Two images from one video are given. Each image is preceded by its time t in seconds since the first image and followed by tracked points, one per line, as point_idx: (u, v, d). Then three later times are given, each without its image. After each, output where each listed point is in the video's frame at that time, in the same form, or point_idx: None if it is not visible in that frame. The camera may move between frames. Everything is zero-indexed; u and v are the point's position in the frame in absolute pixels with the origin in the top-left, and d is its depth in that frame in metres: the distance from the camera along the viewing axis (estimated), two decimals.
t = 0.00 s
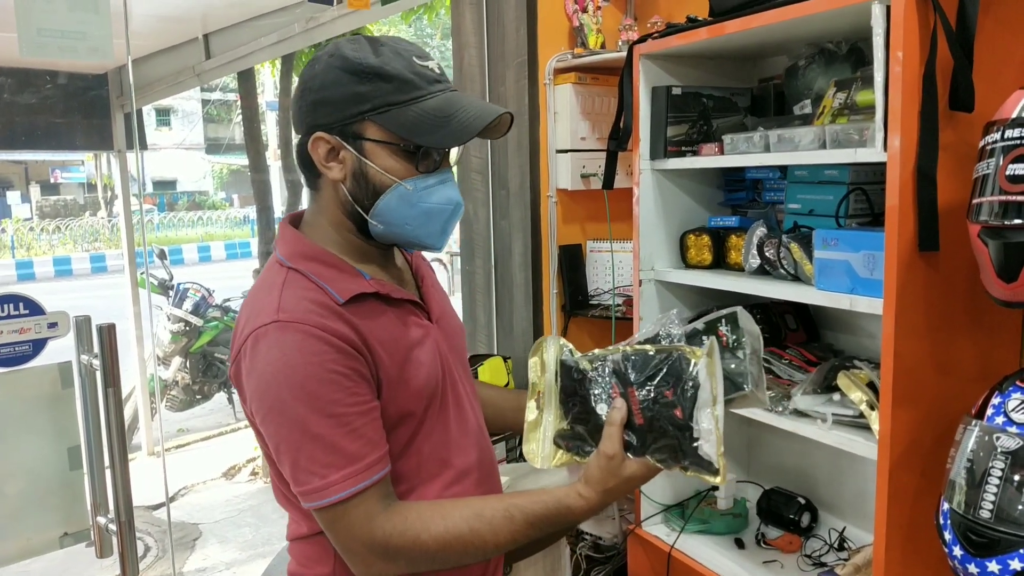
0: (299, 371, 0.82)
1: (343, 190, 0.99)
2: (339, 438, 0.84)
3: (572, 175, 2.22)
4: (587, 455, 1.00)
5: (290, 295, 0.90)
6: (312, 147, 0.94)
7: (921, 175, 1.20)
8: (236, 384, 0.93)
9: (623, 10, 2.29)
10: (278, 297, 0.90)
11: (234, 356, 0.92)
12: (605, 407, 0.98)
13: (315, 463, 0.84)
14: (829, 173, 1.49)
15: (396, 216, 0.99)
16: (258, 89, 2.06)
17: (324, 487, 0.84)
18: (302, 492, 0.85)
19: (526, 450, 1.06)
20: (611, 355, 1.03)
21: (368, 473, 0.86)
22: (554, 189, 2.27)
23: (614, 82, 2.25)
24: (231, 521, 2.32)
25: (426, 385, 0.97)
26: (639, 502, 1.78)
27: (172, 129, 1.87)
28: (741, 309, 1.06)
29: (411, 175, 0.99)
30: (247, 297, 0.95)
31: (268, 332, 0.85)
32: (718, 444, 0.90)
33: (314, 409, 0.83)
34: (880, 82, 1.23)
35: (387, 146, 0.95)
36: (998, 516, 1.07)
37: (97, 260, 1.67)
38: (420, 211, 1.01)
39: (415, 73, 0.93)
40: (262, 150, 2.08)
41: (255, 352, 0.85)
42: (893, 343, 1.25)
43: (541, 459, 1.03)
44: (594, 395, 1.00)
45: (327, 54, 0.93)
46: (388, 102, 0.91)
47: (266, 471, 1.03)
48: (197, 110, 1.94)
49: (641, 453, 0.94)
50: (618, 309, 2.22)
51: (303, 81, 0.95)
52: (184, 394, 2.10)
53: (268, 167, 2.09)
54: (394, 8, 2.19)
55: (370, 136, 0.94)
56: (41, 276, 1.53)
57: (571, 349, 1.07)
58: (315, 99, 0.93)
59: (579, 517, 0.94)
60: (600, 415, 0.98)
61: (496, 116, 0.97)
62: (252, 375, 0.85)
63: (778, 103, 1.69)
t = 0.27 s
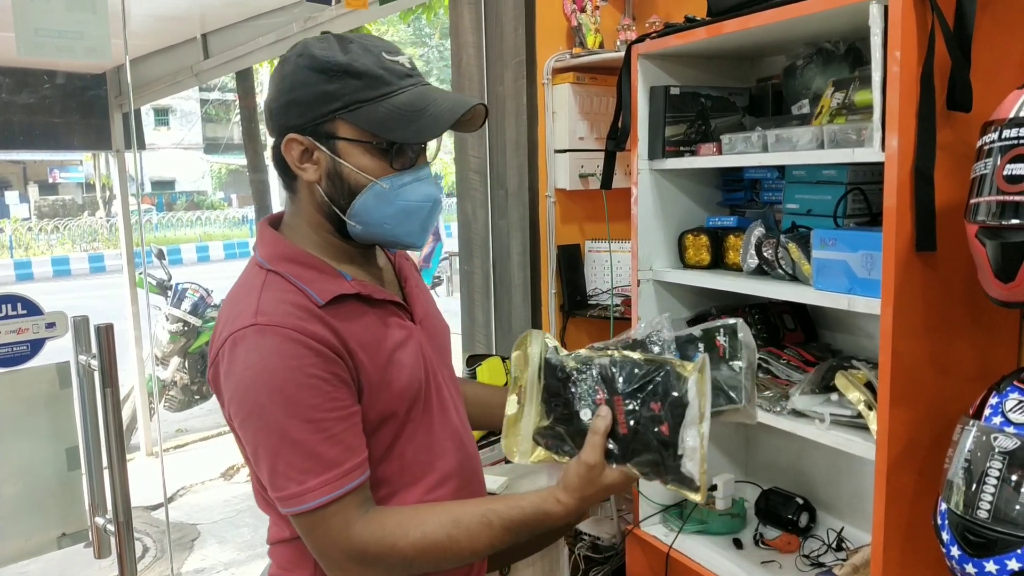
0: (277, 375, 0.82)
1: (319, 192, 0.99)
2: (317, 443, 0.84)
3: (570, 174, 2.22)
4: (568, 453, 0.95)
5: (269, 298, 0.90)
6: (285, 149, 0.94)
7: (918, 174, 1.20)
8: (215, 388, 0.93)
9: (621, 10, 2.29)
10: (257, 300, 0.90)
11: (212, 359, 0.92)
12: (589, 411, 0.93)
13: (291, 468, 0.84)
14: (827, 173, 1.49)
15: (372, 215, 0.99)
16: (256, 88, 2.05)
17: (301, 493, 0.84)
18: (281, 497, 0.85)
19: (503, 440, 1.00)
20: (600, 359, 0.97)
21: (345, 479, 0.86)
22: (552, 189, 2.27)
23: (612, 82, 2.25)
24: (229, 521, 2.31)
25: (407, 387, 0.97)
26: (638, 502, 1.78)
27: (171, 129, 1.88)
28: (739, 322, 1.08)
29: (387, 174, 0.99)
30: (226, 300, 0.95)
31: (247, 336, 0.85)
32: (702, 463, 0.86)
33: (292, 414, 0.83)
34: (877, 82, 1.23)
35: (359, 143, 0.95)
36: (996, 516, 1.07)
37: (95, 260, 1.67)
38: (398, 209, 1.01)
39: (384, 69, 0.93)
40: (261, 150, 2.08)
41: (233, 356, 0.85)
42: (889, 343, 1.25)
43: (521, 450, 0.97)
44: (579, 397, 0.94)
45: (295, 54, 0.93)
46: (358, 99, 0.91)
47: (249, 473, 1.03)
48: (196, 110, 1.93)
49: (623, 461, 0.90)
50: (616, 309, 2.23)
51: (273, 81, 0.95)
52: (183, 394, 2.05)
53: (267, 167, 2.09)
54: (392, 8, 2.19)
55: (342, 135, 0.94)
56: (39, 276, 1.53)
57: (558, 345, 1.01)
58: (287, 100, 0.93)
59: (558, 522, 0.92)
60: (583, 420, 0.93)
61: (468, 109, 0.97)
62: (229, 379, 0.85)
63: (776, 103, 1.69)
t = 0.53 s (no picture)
0: (250, 386, 0.82)
1: (305, 191, 0.98)
2: (288, 456, 0.83)
3: (569, 176, 2.23)
4: (534, 462, 0.88)
5: (245, 306, 0.89)
6: (272, 147, 0.94)
7: (916, 175, 1.20)
8: (190, 395, 0.93)
9: (620, 12, 2.29)
10: (233, 308, 0.89)
11: (187, 366, 0.92)
12: (553, 425, 0.86)
13: (260, 480, 0.84)
14: (826, 174, 1.49)
15: (359, 214, 0.99)
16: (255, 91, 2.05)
17: (270, 505, 0.84)
18: (251, 509, 0.85)
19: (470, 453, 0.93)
20: (562, 371, 0.89)
21: (315, 493, 0.85)
22: (551, 190, 2.27)
23: (611, 83, 2.25)
24: (230, 524, 2.29)
25: (386, 396, 0.96)
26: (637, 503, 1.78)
27: (170, 131, 1.88)
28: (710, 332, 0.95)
29: (375, 173, 0.99)
30: (204, 307, 0.95)
31: (221, 345, 0.85)
32: (665, 475, 0.80)
33: (264, 426, 0.82)
34: (875, 83, 1.23)
35: (349, 142, 0.95)
36: (995, 516, 1.07)
37: (94, 263, 1.67)
38: (386, 209, 1.01)
39: (373, 69, 0.94)
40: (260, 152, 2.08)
41: (206, 365, 0.85)
42: (887, 343, 1.25)
43: (487, 461, 0.90)
44: (542, 409, 0.87)
45: (284, 53, 0.92)
46: (349, 98, 0.91)
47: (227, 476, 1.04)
48: (195, 112, 1.94)
49: (586, 475, 0.83)
50: (615, 310, 2.23)
51: (258, 79, 0.94)
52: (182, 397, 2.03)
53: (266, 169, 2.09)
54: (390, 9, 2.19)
55: (331, 133, 0.93)
56: (38, 278, 1.54)
57: (521, 356, 0.94)
58: (273, 99, 0.92)
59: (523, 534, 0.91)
60: (547, 433, 0.86)
61: (457, 110, 0.98)
62: (202, 387, 0.85)
63: (774, 103, 1.69)
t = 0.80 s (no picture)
0: (231, 391, 0.80)
1: (314, 185, 0.97)
2: (261, 464, 0.82)
3: (570, 174, 2.23)
4: (489, 509, 0.76)
5: (234, 307, 0.87)
6: (286, 140, 0.92)
7: (919, 173, 1.20)
8: (173, 390, 0.91)
9: (622, 10, 2.29)
10: (221, 308, 0.88)
11: (173, 362, 0.90)
12: (513, 476, 0.74)
13: (229, 486, 0.82)
14: (827, 172, 1.49)
15: (370, 210, 1.00)
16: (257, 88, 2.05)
17: (234, 511, 0.82)
18: (220, 512, 0.83)
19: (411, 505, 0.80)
20: (517, 420, 0.76)
21: (282, 506, 0.83)
22: (552, 188, 2.27)
23: (612, 82, 2.25)
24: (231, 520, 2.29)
25: (373, 400, 0.95)
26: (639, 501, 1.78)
27: (171, 128, 1.87)
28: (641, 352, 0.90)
29: (387, 168, 1.00)
30: (193, 303, 0.94)
31: (206, 345, 0.83)
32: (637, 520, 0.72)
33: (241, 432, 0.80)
34: (878, 81, 1.23)
35: (366, 138, 0.95)
36: (996, 515, 1.07)
37: (96, 260, 1.67)
38: (394, 205, 1.02)
39: (388, 67, 0.94)
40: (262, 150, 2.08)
41: (190, 365, 0.83)
42: (888, 341, 1.25)
43: (434, 517, 0.76)
44: (497, 460, 0.75)
45: (298, 46, 0.91)
46: (372, 93, 0.92)
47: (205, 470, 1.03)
48: (196, 109, 1.93)
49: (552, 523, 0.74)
50: (617, 308, 2.23)
51: (266, 72, 0.92)
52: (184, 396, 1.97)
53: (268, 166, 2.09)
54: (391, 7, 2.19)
55: (350, 127, 0.93)
56: (40, 277, 1.52)
57: (466, 400, 0.78)
58: (290, 90, 0.90)
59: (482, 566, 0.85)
60: (508, 485, 0.75)
61: (471, 113, 1.01)
62: (183, 386, 0.83)
63: (776, 102, 1.69)
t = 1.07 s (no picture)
0: (215, 398, 0.82)
1: (326, 188, 0.98)
2: (236, 471, 0.84)
3: (570, 175, 2.22)
4: (449, 551, 0.74)
5: (227, 312, 0.89)
6: (301, 144, 0.93)
7: (918, 175, 1.20)
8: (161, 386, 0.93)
9: (622, 11, 2.29)
10: (214, 312, 0.89)
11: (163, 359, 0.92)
12: (475, 518, 0.74)
13: (202, 489, 0.84)
14: (827, 174, 1.49)
15: (381, 212, 1.02)
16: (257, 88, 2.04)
17: (201, 515, 0.84)
18: (191, 512, 0.85)
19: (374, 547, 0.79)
20: (478, 458, 0.76)
21: (251, 516, 0.85)
22: (552, 189, 2.27)
23: (612, 83, 2.25)
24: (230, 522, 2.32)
25: (360, 406, 0.97)
26: (637, 503, 1.78)
27: (171, 129, 1.87)
28: (598, 386, 0.96)
29: (395, 170, 1.02)
30: (188, 302, 0.96)
31: (196, 349, 0.85)
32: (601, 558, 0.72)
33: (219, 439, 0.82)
34: (878, 83, 1.23)
35: (379, 141, 0.98)
36: (995, 517, 1.07)
37: (95, 260, 1.66)
38: (403, 207, 1.05)
39: (395, 72, 0.98)
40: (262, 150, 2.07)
41: (180, 367, 0.85)
42: (887, 344, 1.25)
43: (394, 560, 0.75)
44: (457, 501, 0.75)
45: (309, 50, 0.93)
46: (384, 98, 0.95)
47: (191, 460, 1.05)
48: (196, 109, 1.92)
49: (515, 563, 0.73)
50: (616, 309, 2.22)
51: (275, 74, 0.93)
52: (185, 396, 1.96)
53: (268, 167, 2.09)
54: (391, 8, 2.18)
55: (364, 130, 0.96)
56: (39, 275, 1.53)
57: (422, 442, 0.78)
58: (304, 94, 0.92)
59: None
60: (470, 526, 0.74)
61: (471, 117, 1.06)
62: (170, 387, 0.85)
63: (776, 104, 1.69)
